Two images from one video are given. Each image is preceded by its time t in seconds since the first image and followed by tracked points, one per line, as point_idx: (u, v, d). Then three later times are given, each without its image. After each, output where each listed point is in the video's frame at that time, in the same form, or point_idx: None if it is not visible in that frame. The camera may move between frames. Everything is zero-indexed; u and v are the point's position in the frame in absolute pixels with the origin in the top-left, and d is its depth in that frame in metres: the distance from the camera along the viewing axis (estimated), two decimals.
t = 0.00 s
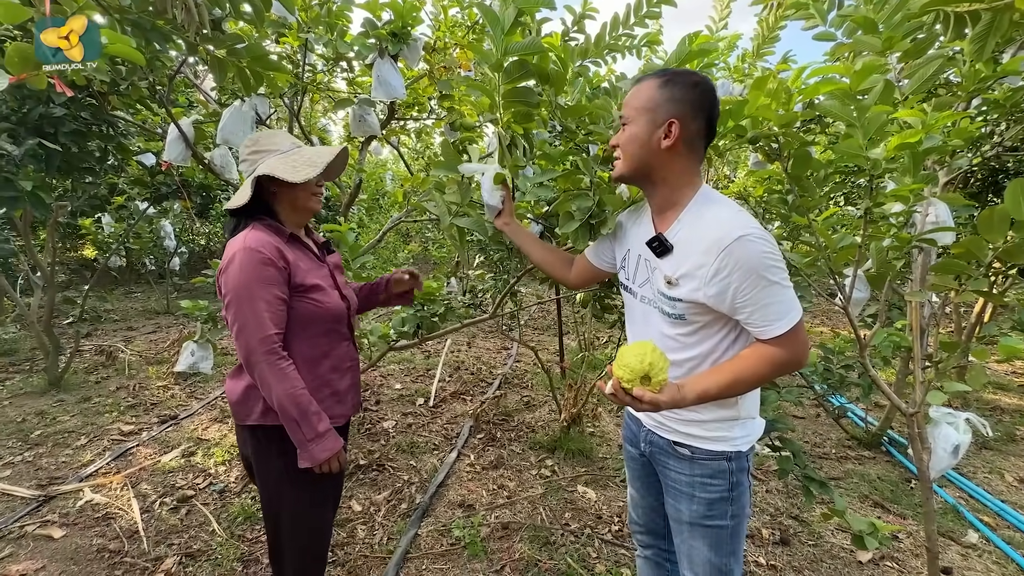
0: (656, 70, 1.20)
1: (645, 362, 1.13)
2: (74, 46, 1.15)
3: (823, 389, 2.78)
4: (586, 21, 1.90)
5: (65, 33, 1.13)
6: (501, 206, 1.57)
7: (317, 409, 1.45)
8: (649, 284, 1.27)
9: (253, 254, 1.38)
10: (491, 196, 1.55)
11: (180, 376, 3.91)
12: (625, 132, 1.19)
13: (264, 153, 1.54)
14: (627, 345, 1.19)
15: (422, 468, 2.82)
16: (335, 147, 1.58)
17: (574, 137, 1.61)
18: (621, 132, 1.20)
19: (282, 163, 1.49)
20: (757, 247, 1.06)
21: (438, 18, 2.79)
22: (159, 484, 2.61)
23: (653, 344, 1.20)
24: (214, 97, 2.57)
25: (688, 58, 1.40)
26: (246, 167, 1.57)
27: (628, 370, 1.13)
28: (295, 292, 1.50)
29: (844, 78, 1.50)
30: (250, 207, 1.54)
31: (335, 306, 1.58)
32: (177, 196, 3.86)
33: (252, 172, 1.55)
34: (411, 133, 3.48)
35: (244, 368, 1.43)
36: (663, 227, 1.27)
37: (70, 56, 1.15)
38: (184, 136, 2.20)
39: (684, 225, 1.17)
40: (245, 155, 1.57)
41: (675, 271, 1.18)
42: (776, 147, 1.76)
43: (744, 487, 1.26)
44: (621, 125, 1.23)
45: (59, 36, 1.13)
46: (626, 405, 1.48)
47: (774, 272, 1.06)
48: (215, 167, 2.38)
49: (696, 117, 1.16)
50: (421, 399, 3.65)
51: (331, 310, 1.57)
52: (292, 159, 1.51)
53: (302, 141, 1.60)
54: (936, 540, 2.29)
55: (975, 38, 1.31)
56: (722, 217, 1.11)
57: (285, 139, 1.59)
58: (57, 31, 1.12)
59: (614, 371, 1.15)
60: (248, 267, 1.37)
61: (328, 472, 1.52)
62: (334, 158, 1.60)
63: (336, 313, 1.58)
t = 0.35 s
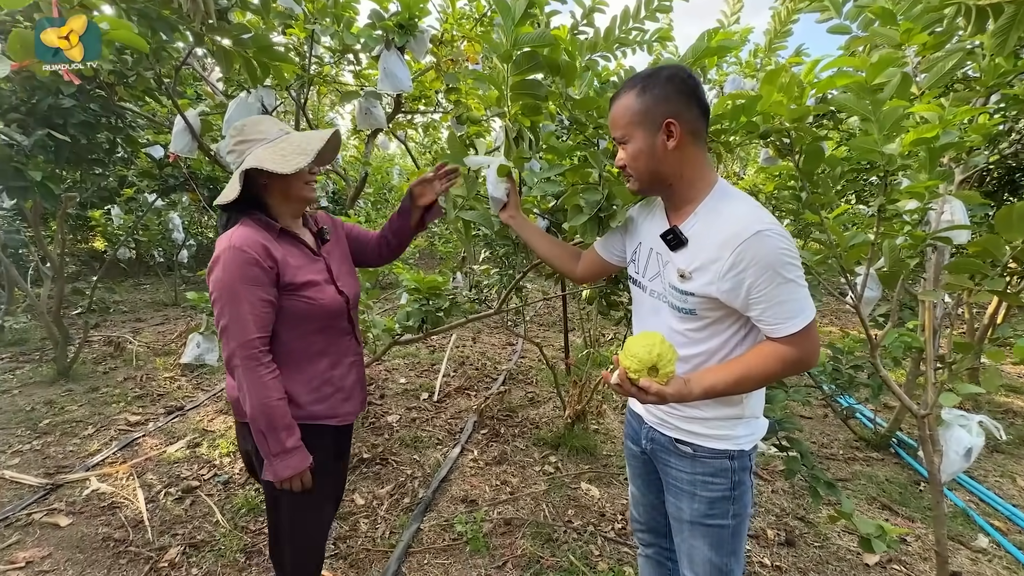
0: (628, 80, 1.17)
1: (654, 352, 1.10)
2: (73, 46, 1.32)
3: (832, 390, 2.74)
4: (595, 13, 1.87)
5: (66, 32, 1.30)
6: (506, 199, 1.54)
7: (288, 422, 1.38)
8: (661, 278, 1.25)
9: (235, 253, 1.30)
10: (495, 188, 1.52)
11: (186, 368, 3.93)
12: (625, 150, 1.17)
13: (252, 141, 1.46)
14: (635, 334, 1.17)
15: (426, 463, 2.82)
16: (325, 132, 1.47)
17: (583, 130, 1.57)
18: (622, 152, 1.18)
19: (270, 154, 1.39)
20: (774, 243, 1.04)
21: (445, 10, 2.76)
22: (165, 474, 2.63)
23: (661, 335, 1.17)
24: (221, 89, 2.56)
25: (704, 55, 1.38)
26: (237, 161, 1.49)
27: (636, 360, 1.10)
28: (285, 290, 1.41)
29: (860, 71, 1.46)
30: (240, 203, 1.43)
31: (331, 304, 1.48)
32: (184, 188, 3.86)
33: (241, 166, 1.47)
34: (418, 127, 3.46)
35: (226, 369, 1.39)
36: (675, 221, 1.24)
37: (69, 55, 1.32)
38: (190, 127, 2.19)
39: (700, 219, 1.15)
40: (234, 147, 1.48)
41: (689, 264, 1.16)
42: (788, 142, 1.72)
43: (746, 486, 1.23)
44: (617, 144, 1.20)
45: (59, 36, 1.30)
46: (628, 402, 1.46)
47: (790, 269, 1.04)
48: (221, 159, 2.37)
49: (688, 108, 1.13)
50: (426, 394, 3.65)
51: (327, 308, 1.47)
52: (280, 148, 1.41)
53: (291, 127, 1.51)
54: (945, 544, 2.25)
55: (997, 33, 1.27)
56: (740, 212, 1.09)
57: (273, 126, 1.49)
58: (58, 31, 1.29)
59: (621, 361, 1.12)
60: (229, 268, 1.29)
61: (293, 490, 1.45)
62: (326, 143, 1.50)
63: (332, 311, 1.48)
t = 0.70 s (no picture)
0: (641, 65, 1.15)
1: (663, 345, 1.08)
2: (74, 45, 1.32)
3: (840, 390, 2.70)
4: (605, 5, 1.84)
5: (66, 33, 1.29)
6: (511, 190, 1.52)
7: (255, 427, 1.37)
8: (668, 271, 1.22)
9: (214, 252, 1.28)
10: (501, 178, 1.51)
11: (193, 359, 3.95)
12: (637, 137, 1.14)
13: (237, 131, 1.42)
14: (643, 328, 1.14)
15: (429, 457, 2.82)
16: (310, 113, 1.44)
17: (591, 122, 1.55)
18: (633, 139, 1.15)
19: (259, 145, 1.36)
20: (787, 235, 1.02)
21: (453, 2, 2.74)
22: (170, 464, 2.64)
23: (669, 328, 1.15)
24: (227, 80, 2.55)
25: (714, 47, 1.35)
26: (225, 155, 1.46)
27: (644, 353, 1.08)
28: (267, 289, 1.38)
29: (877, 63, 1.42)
30: (233, 199, 1.40)
31: (318, 304, 1.44)
32: (192, 180, 3.87)
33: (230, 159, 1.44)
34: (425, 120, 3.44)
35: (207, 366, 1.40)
36: (684, 213, 1.22)
37: (69, 54, 1.33)
38: (196, 118, 2.19)
39: (711, 210, 1.13)
40: (219, 141, 1.44)
41: (698, 257, 1.14)
42: (800, 136, 1.69)
43: (752, 485, 1.21)
44: (628, 131, 1.18)
45: (59, 36, 1.30)
46: (632, 398, 1.44)
47: (803, 262, 1.02)
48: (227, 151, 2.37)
49: (703, 96, 1.10)
50: (430, 388, 3.64)
51: (313, 308, 1.43)
52: (268, 137, 1.38)
53: (274, 112, 1.47)
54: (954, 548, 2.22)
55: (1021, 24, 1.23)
56: (752, 203, 1.07)
57: (257, 114, 1.45)
58: (57, 32, 1.28)
59: (629, 354, 1.10)
60: (208, 268, 1.28)
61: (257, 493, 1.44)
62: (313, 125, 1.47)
63: (318, 311, 1.44)
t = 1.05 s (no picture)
0: (659, 56, 1.14)
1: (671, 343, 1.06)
2: (74, 45, 1.35)
3: (844, 392, 2.68)
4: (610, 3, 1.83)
5: (66, 33, 1.31)
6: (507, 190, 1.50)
7: (253, 426, 1.37)
8: (675, 269, 1.21)
9: (207, 250, 1.28)
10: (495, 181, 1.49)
11: (196, 355, 3.96)
12: (648, 129, 1.13)
13: (229, 130, 1.42)
14: (650, 326, 1.13)
15: (430, 455, 2.82)
16: (303, 109, 1.43)
17: (595, 120, 1.54)
18: (644, 131, 1.14)
19: (252, 146, 1.36)
20: (797, 233, 1.02)
21: None
22: (172, 459, 2.65)
23: (676, 325, 1.14)
24: (232, 76, 2.55)
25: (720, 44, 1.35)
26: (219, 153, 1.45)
27: (652, 351, 1.06)
28: (262, 288, 1.38)
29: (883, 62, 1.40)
30: (229, 200, 1.39)
31: (314, 302, 1.44)
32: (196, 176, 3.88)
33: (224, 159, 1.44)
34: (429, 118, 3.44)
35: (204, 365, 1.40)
36: (691, 211, 1.21)
37: (70, 55, 1.35)
38: (200, 114, 2.19)
39: (719, 208, 1.12)
40: (211, 140, 1.43)
41: (706, 255, 1.13)
42: (806, 136, 1.68)
43: (754, 486, 1.20)
44: (639, 123, 1.17)
45: (60, 36, 1.32)
46: (633, 399, 1.43)
47: (812, 260, 1.02)
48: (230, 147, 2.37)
49: (718, 93, 1.10)
50: (432, 386, 3.65)
51: (308, 306, 1.43)
52: (261, 137, 1.38)
53: (266, 108, 1.46)
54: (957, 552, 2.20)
55: None
56: (761, 201, 1.06)
57: (248, 111, 1.44)
58: (58, 32, 1.30)
59: (636, 352, 1.09)
60: (202, 266, 1.28)
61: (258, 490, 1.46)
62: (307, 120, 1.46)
63: (313, 310, 1.44)
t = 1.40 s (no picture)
0: (664, 61, 1.14)
1: (678, 349, 1.05)
2: (74, 45, 1.35)
3: (843, 396, 2.68)
4: (611, 6, 1.83)
5: (66, 33, 1.32)
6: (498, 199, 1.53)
7: (257, 429, 1.37)
8: (677, 274, 1.21)
9: (211, 253, 1.28)
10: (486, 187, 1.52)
11: (196, 355, 3.96)
12: (650, 132, 1.14)
13: (231, 131, 1.42)
14: (655, 331, 1.12)
15: (429, 456, 2.82)
16: (305, 112, 1.43)
17: (593, 125, 1.54)
18: (646, 134, 1.15)
19: (254, 148, 1.36)
20: (801, 239, 1.02)
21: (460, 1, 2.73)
22: (171, 459, 2.65)
23: (681, 330, 1.13)
24: (233, 77, 2.55)
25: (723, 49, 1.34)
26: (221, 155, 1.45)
27: (659, 357, 1.05)
28: (265, 290, 1.38)
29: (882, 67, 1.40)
30: (230, 202, 1.39)
31: (316, 305, 1.44)
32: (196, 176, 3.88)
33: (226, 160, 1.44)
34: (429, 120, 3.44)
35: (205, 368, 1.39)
36: (693, 215, 1.21)
37: (70, 53, 1.36)
38: (201, 115, 2.19)
39: (722, 213, 1.12)
40: (213, 142, 1.43)
41: (710, 260, 1.13)
42: (806, 140, 1.68)
43: (753, 492, 1.20)
44: (641, 126, 1.17)
45: (60, 36, 1.33)
46: (631, 404, 1.42)
47: (815, 266, 1.03)
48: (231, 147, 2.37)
49: (720, 98, 1.10)
50: (431, 387, 3.64)
51: (310, 309, 1.44)
52: (262, 138, 1.38)
53: (268, 110, 1.46)
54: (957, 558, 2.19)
55: None
56: (765, 206, 1.07)
57: (250, 113, 1.44)
58: (58, 32, 1.31)
59: (643, 358, 1.07)
60: (205, 268, 1.28)
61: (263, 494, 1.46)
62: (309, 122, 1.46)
63: (315, 312, 1.45)
